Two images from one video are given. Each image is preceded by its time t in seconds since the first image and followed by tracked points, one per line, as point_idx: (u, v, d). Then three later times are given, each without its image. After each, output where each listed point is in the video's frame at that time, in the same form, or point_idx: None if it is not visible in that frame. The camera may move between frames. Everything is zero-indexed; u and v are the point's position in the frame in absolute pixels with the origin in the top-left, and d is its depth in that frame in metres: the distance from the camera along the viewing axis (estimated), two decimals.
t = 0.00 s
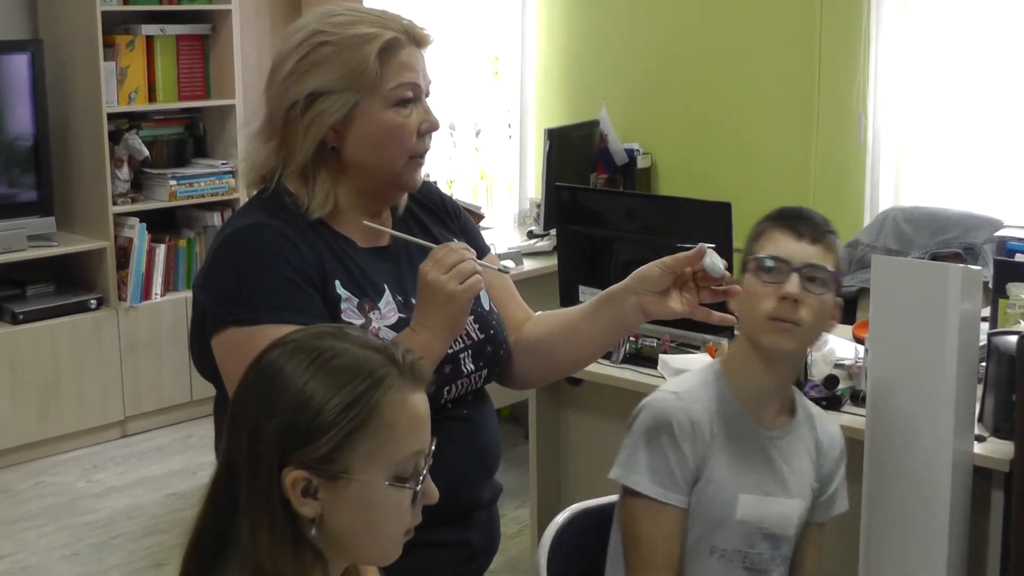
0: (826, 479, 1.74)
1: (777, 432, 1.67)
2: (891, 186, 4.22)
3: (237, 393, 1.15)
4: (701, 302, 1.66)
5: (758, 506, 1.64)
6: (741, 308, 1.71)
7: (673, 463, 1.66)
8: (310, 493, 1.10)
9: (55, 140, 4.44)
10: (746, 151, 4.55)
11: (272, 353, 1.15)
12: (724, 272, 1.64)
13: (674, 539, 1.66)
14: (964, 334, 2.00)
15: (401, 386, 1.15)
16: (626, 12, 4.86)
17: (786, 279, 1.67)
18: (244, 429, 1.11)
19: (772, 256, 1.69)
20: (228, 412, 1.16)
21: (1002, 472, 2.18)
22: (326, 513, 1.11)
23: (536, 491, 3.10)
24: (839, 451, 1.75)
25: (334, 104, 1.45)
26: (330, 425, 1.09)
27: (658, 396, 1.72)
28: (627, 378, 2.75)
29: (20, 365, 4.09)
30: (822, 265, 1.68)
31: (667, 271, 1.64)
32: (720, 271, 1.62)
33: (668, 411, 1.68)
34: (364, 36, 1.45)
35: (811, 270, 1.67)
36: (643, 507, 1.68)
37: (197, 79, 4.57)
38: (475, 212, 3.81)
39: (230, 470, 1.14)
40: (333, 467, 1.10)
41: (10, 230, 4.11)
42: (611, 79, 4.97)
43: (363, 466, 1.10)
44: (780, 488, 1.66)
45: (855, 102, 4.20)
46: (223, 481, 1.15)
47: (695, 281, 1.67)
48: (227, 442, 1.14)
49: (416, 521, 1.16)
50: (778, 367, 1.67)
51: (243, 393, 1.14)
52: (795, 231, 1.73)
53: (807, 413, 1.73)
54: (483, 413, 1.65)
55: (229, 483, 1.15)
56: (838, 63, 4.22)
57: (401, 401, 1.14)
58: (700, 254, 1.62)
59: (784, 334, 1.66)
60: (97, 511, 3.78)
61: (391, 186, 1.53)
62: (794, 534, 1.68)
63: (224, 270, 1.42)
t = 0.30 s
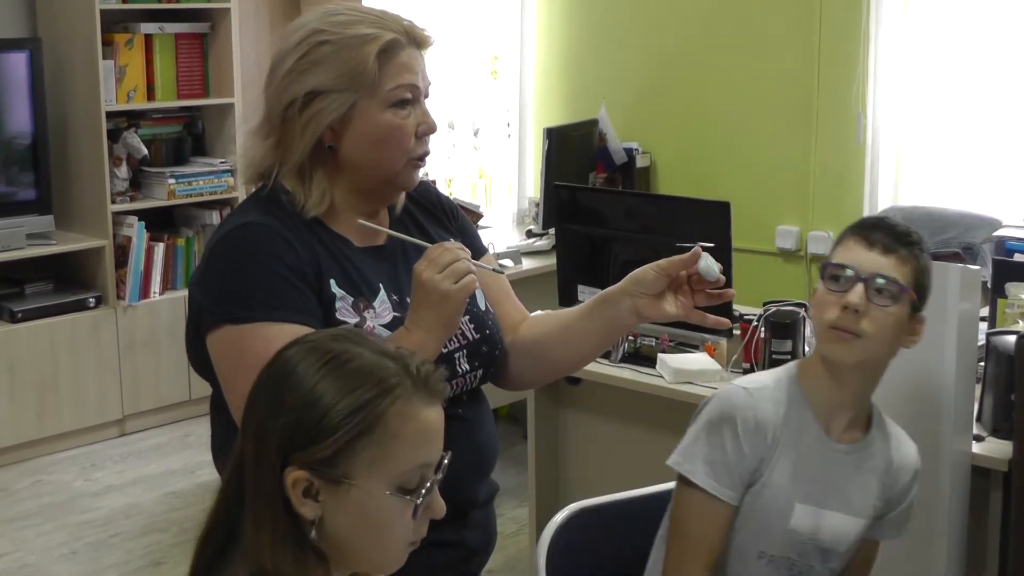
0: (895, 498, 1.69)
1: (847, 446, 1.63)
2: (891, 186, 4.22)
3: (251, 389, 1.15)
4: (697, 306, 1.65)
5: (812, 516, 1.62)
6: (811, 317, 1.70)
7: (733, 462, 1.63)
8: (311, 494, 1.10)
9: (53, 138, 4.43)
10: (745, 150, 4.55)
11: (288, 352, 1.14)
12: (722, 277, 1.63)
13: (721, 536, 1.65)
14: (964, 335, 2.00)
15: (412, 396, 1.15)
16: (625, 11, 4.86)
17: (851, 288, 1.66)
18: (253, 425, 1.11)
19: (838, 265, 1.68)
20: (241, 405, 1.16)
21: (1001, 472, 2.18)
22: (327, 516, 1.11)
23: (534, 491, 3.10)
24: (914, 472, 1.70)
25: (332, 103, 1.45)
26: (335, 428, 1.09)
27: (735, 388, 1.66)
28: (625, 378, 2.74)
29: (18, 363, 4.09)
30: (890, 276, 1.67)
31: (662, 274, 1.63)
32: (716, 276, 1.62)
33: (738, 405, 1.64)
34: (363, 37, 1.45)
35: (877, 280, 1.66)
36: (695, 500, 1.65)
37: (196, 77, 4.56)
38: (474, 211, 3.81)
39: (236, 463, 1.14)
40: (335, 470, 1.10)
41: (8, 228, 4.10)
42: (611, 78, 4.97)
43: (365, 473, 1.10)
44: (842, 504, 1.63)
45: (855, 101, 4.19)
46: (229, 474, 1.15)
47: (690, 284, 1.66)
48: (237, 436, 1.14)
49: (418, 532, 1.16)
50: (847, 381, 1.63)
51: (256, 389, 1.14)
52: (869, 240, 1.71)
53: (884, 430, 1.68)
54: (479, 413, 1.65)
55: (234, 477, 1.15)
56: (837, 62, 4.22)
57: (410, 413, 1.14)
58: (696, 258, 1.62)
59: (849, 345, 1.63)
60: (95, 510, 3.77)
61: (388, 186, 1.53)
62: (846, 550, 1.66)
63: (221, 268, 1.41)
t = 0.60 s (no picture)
0: (927, 531, 1.68)
1: (882, 476, 1.61)
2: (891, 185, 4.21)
3: (284, 391, 1.16)
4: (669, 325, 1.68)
5: (839, 543, 1.61)
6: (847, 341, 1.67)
7: (763, 473, 1.61)
8: (335, 501, 1.10)
9: (53, 135, 4.43)
10: (745, 149, 4.55)
11: (323, 357, 1.14)
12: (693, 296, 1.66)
13: (743, 547, 1.63)
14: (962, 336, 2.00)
15: (444, 412, 1.14)
16: (626, 9, 4.85)
17: (882, 315, 1.62)
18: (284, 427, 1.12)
19: (875, 291, 1.64)
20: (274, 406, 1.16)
21: (1000, 472, 2.18)
22: (350, 524, 1.11)
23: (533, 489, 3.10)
24: (951, 510, 1.68)
25: (332, 102, 1.45)
26: (364, 438, 1.09)
27: (768, 399, 1.66)
28: (624, 377, 2.74)
29: (18, 360, 4.09)
30: (925, 305, 1.62)
31: (635, 293, 1.66)
32: (686, 296, 1.65)
33: (772, 417, 1.62)
34: (365, 36, 1.45)
35: (911, 308, 1.61)
36: (722, 507, 1.63)
37: (196, 74, 4.56)
38: (474, 209, 3.81)
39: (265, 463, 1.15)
40: (361, 479, 1.09)
41: (7, 224, 4.10)
42: (611, 76, 4.96)
43: (389, 484, 1.10)
44: (869, 533, 1.61)
45: (855, 100, 4.19)
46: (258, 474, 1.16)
47: (665, 303, 1.69)
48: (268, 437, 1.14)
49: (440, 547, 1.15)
50: (879, 411, 1.59)
51: (289, 390, 1.14)
52: (909, 268, 1.67)
53: (926, 463, 1.66)
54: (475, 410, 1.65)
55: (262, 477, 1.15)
56: (838, 61, 4.22)
57: (440, 427, 1.13)
58: (666, 280, 1.64)
59: (876, 374, 1.60)
60: (93, 507, 3.77)
61: (387, 186, 1.53)
62: None
63: (218, 262, 1.41)
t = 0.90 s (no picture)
0: (937, 548, 1.66)
1: (884, 491, 1.61)
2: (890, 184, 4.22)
3: (290, 434, 1.02)
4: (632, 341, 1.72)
5: (838, 555, 1.60)
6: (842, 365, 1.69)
7: (762, 479, 1.61)
8: (399, 515, 1.03)
9: (52, 133, 4.43)
10: (744, 148, 4.55)
11: (328, 385, 1.02)
12: (653, 314, 1.72)
13: (740, 553, 1.62)
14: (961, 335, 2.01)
15: (456, 389, 1.10)
16: (625, 8, 4.86)
17: (867, 338, 1.64)
18: (326, 474, 0.99)
19: (865, 314, 1.66)
20: (281, 454, 1.02)
21: (999, 471, 2.18)
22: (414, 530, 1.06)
23: (532, 488, 3.10)
24: (960, 528, 1.66)
25: (334, 101, 1.45)
26: (421, 450, 1.02)
27: (774, 404, 1.65)
28: (624, 375, 2.75)
29: (17, 358, 4.09)
30: (908, 331, 1.62)
31: (597, 310, 1.68)
32: (645, 314, 1.71)
33: (774, 424, 1.62)
34: (368, 36, 1.45)
35: (894, 334, 1.62)
36: (718, 510, 1.63)
37: (196, 73, 4.56)
38: (473, 208, 3.81)
39: (292, 517, 1.02)
40: (423, 486, 1.04)
41: (7, 223, 4.10)
42: (610, 75, 4.97)
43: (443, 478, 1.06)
44: (870, 546, 1.60)
45: (854, 99, 4.19)
46: (283, 531, 1.02)
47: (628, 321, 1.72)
48: (295, 490, 1.01)
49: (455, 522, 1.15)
50: (864, 434, 1.60)
51: (309, 434, 1.01)
52: (898, 292, 1.66)
53: (932, 479, 1.65)
54: (475, 407, 1.66)
55: (289, 531, 1.02)
56: (838, 60, 4.22)
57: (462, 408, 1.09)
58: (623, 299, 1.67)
59: (858, 398, 1.60)
60: (93, 505, 3.77)
61: (389, 186, 1.53)
62: None
63: (218, 261, 1.41)
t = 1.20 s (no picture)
0: (910, 529, 1.67)
1: (854, 475, 1.61)
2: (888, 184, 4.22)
3: (273, 439, 1.00)
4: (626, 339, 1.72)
5: (815, 544, 1.60)
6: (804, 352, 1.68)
7: (733, 475, 1.60)
8: (390, 504, 1.05)
9: (49, 133, 4.42)
10: (742, 148, 4.55)
11: (309, 385, 1.00)
12: (645, 312, 1.69)
13: (718, 551, 1.62)
14: (960, 334, 2.02)
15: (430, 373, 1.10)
16: (623, 7, 4.86)
17: (829, 326, 1.63)
18: (318, 476, 0.98)
19: (826, 301, 1.65)
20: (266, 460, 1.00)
21: (997, 470, 2.18)
22: (401, 514, 1.08)
23: (530, 487, 3.10)
24: (931, 506, 1.67)
25: (334, 101, 1.45)
26: (410, 441, 1.03)
27: (739, 399, 1.64)
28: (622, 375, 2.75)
29: (14, 358, 4.08)
30: (871, 315, 1.61)
31: (591, 308, 1.69)
32: (637, 311, 1.68)
33: (741, 420, 1.61)
34: (368, 36, 1.45)
35: (857, 319, 1.61)
36: (694, 509, 1.63)
37: (193, 73, 4.56)
38: (470, 207, 3.81)
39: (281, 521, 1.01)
40: (411, 473, 1.05)
41: (4, 223, 4.10)
42: (608, 75, 4.97)
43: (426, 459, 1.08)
44: (843, 531, 1.61)
45: (852, 99, 4.20)
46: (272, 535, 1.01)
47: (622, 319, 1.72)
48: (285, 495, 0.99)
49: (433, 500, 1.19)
50: (835, 420, 1.60)
51: (295, 438, 0.99)
52: (855, 277, 1.65)
53: (900, 461, 1.65)
54: (472, 407, 1.66)
55: (278, 533, 1.01)
56: (835, 60, 4.22)
57: (435, 389, 1.09)
58: (619, 297, 1.68)
59: (826, 384, 1.60)
60: (90, 505, 3.77)
61: (389, 186, 1.53)
62: None
63: (217, 261, 1.40)
